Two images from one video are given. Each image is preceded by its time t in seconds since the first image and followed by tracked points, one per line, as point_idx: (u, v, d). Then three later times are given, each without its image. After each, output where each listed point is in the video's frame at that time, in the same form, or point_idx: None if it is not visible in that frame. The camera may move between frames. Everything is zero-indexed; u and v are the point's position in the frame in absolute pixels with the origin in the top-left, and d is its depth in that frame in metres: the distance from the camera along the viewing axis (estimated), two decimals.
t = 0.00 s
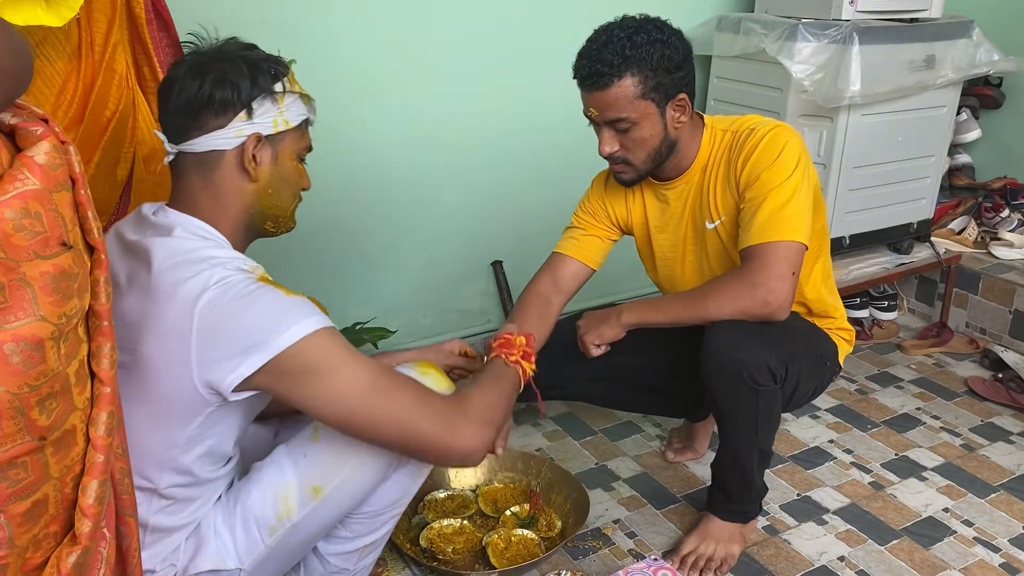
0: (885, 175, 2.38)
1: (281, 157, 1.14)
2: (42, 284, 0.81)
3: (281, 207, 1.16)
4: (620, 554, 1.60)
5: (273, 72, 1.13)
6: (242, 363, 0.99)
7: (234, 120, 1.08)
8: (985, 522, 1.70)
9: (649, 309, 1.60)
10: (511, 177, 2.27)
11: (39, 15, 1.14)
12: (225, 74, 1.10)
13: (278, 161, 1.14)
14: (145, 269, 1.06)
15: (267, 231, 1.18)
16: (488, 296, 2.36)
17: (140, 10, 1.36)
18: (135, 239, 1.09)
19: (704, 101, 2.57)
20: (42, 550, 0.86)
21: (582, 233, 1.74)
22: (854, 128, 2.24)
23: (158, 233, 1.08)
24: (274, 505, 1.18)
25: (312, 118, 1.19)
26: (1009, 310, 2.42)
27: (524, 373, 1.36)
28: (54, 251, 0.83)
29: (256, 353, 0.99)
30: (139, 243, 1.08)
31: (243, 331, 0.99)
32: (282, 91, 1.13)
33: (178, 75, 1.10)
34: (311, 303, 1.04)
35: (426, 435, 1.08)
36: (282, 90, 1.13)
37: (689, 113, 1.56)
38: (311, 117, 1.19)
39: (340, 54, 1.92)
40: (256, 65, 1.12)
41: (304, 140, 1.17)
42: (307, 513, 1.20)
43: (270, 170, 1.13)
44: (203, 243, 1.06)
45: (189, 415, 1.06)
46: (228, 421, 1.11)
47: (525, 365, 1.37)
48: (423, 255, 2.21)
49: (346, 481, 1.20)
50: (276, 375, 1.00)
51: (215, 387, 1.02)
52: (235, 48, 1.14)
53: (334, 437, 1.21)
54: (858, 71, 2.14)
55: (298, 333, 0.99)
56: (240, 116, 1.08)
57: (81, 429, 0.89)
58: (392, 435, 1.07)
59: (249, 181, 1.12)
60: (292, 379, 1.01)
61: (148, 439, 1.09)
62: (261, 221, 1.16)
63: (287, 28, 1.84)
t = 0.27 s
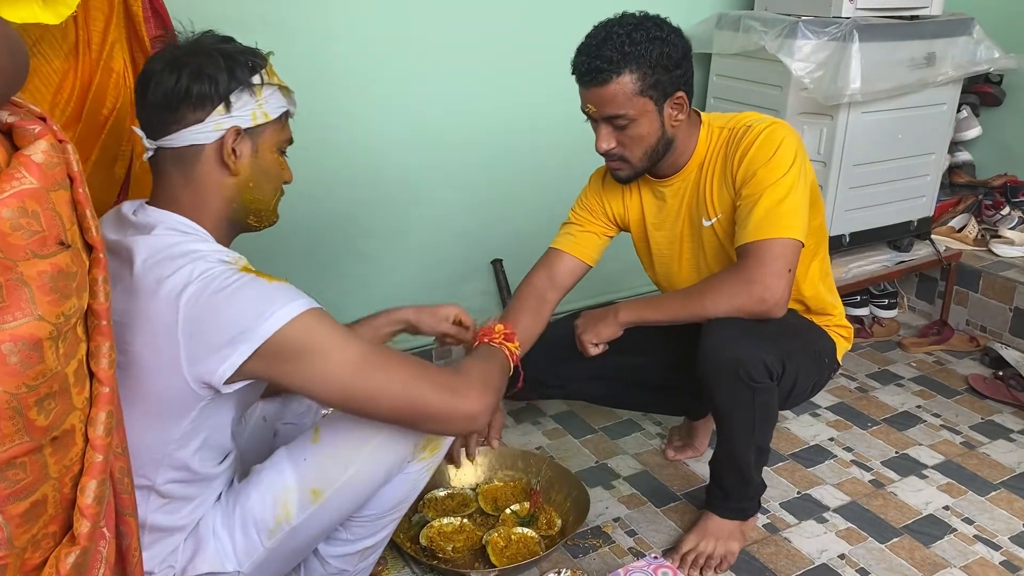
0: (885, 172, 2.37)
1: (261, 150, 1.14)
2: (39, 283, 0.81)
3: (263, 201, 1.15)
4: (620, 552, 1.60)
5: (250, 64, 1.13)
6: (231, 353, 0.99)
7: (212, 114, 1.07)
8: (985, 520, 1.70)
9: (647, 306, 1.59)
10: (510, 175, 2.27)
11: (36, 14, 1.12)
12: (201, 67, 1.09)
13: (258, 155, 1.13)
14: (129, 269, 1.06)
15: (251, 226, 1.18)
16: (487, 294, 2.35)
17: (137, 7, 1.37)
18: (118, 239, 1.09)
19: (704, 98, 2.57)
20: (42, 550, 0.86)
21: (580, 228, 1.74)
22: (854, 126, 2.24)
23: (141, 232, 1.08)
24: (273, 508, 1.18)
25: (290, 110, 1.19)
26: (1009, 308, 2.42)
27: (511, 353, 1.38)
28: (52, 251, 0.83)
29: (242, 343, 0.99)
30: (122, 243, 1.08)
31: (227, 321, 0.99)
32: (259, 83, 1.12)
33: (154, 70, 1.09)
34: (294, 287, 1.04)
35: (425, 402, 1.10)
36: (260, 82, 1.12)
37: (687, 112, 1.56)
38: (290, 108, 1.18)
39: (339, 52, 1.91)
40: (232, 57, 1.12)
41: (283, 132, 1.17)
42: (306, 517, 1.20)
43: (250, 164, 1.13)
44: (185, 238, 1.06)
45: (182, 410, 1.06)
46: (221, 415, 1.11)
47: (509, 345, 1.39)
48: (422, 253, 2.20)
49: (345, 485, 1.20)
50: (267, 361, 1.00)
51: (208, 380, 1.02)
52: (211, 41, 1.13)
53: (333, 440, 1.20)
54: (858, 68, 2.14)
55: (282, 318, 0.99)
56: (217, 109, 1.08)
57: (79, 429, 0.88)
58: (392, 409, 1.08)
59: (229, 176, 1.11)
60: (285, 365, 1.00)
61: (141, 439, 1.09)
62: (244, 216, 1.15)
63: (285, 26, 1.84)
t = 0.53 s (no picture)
0: (885, 171, 2.37)
1: (244, 144, 1.14)
2: (39, 283, 0.81)
3: (249, 196, 1.15)
4: (620, 551, 1.60)
5: (228, 59, 1.12)
6: (223, 355, 0.99)
7: (191, 111, 1.07)
8: (985, 519, 1.70)
9: (647, 305, 1.59)
10: (510, 173, 2.27)
11: (37, 14, 1.11)
12: (179, 64, 1.08)
13: (241, 150, 1.13)
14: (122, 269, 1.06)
15: (238, 221, 1.18)
16: (487, 293, 2.35)
17: (132, 7, 1.37)
18: (108, 240, 1.09)
19: (704, 97, 2.57)
20: (41, 549, 0.86)
21: (580, 225, 1.74)
22: (854, 125, 2.24)
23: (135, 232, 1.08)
24: (270, 507, 1.18)
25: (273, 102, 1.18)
26: (1009, 307, 2.42)
27: (516, 370, 1.35)
28: (52, 250, 0.83)
29: (234, 345, 0.98)
30: (112, 244, 1.08)
31: (219, 324, 0.98)
32: (238, 78, 1.11)
33: (132, 68, 1.09)
34: (288, 290, 1.04)
35: (416, 408, 1.10)
36: (238, 77, 1.12)
37: (687, 109, 1.56)
38: (272, 100, 1.18)
39: (338, 51, 1.91)
40: (209, 52, 1.11)
41: (266, 125, 1.17)
42: (304, 516, 1.19)
43: (234, 159, 1.13)
44: (176, 238, 1.06)
45: (174, 411, 1.06)
46: (214, 415, 1.11)
47: (517, 361, 1.36)
48: (422, 252, 2.20)
49: (342, 484, 1.20)
50: (259, 363, 1.00)
51: (200, 381, 1.02)
52: (188, 37, 1.12)
53: (330, 440, 1.20)
54: (858, 66, 2.13)
55: (274, 321, 0.99)
56: (197, 107, 1.07)
57: (79, 429, 0.88)
58: (382, 412, 1.08)
59: (213, 173, 1.11)
60: (276, 367, 1.00)
61: (134, 439, 1.09)
62: (230, 212, 1.16)
63: (284, 25, 1.83)
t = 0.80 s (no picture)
0: (885, 169, 2.37)
1: (242, 142, 1.13)
2: (41, 280, 0.81)
3: (248, 194, 1.15)
4: (620, 549, 1.60)
5: (223, 57, 1.12)
6: (224, 351, 0.99)
7: (188, 110, 1.07)
8: (985, 517, 1.70)
9: (648, 303, 1.59)
10: (510, 172, 2.26)
11: (37, 12, 1.11)
12: (175, 63, 1.08)
13: (239, 148, 1.13)
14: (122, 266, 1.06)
15: (238, 219, 1.18)
16: (487, 291, 2.35)
17: (132, 6, 1.37)
18: (108, 238, 1.09)
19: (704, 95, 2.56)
20: (42, 547, 0.86)
21: (582, 222, 1.74)
22: (855, 123, 2.23)
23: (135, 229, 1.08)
24: (271, 505, 1.18)
25: (269, 99, 1.18)
26: (1009, 305, 2.42)
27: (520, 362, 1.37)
28: (53, 248, 0.83)
29: (235, 341, 0.98)
30: (112, 241, 1.08)
31: (219, 319, 0.98)
32: (234, 76, 1.11)
33: (129, 68, 1.08)
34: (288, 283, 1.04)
35: (419, 399, 1.10)
36: (234, 75, 1.11)
37: (689, 106, 1.55)
38: (268, 97, 1.17)
39: (338, 49, 1.91)
40: (205, 51, 1.11)
41: (263, 122, 1.16)
42: (305, 514, 1.19)
43: (232, 157, 1.12)
44: (176, 234, 1.06)
45: (175, 408, 1.06)
46: (217, 413, 1.11)
47: (522, 354, 1.37)
48: (421, 250, 2.20)
49: (343, 481, 1.20)
50: (261, 358, 1.00)
51: (201, 378, 1.02)
52: (184, 36, 1.12)
53: (331, 437, 1.20)
54: (858, 65, 2.13)
55: (274, 316, 0.99)
56: (193, 106, 1.07)
57: (81, 426, 0.88)
58: (384, 406, 1.08)
59: (212, 172, 1.11)
60: (278, 362, 1.00)
61: (135, 437, 1.09)
62: (230, 211, 1.15)
63: (283, 23, 1.83)
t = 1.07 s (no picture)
0: (885, 168, 2.37)
1: (242, 143, 1.13)
2: (44, 281, 0.81)
3: (249, 194, 1.15)
4: (620, 549, 1.60)
5: (222, 58, 1.12)
6: (224, 355, 0.99)
7: (187, 112, 1.07)
8: (985, 516, 1.70)
9: (648, 303, 1.59)
10: (510, 171, 2.26)
11: (37, 12, 1.11)
12: (173, 64, 1.08)
13: (239, 149, 1.13)
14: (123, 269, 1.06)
15: (239, 219, 1.18)
16: (487, 291, 2.35)
17: (131, 5, 1.36)
18: (108, 239, 1.09)
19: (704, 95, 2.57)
20: (44, 546, 0.86)
21: (583, 221, 1.75)
22: (855, 122, 2.23)
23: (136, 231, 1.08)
24: (271, 506, 1.18)
25: (269, 99, 1.18)
26: (1009, 304, 2.42)
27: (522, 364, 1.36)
28: (55, 248, 0.83)
29: (236, 345, 0.98)
30: (112, 243, 1.08)
31: (220, 324, 0.98)
32: (233, 77, 1.11)
33: (128, 69, 1.09)
34: (289, 289, 1.04)
35: (416, 409, 1.10)
36: (233, 75, 1.11)
37: (688, 104, 1.55)
38: (269, 97, 1.17)
39: (339, 49, 1.91)
40: (203, 52, 1.11)
41: (263, 123, 1.16)
42: (305, 515, 1.20)
43: (232, 158, 1.12)
44: (176, 237, 1.06)
45: (174, 411, 1.06)
46: (216, 415, 1.11)
47: (524, 356, 1.36)
48: (421, 250, 2.20)
49: (343, 482, 1.20)
50: (262, 359, 1.00)
51: (201, 382, 1.02)
52: (183, 36, 1.12)
53: (331, 439, 1.20)
54: (858, 64, 2.13)
55: (275, 321, 0.99)
56: (191, 107, 1.07)
57: (82, 426, 0.88)
58: (382, 414, 1.08)
59: (212, 173, 1.11)
60: (278, 366, 1.01)
61: (135, 439, 1.09)
62: (231, 211, 1.16)
63: (283, 23, 1.83)
